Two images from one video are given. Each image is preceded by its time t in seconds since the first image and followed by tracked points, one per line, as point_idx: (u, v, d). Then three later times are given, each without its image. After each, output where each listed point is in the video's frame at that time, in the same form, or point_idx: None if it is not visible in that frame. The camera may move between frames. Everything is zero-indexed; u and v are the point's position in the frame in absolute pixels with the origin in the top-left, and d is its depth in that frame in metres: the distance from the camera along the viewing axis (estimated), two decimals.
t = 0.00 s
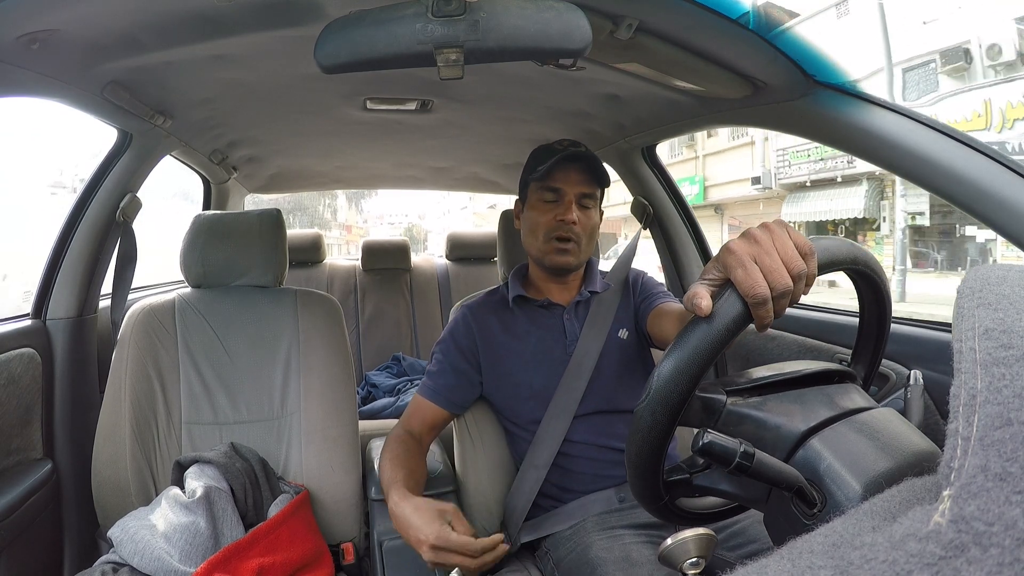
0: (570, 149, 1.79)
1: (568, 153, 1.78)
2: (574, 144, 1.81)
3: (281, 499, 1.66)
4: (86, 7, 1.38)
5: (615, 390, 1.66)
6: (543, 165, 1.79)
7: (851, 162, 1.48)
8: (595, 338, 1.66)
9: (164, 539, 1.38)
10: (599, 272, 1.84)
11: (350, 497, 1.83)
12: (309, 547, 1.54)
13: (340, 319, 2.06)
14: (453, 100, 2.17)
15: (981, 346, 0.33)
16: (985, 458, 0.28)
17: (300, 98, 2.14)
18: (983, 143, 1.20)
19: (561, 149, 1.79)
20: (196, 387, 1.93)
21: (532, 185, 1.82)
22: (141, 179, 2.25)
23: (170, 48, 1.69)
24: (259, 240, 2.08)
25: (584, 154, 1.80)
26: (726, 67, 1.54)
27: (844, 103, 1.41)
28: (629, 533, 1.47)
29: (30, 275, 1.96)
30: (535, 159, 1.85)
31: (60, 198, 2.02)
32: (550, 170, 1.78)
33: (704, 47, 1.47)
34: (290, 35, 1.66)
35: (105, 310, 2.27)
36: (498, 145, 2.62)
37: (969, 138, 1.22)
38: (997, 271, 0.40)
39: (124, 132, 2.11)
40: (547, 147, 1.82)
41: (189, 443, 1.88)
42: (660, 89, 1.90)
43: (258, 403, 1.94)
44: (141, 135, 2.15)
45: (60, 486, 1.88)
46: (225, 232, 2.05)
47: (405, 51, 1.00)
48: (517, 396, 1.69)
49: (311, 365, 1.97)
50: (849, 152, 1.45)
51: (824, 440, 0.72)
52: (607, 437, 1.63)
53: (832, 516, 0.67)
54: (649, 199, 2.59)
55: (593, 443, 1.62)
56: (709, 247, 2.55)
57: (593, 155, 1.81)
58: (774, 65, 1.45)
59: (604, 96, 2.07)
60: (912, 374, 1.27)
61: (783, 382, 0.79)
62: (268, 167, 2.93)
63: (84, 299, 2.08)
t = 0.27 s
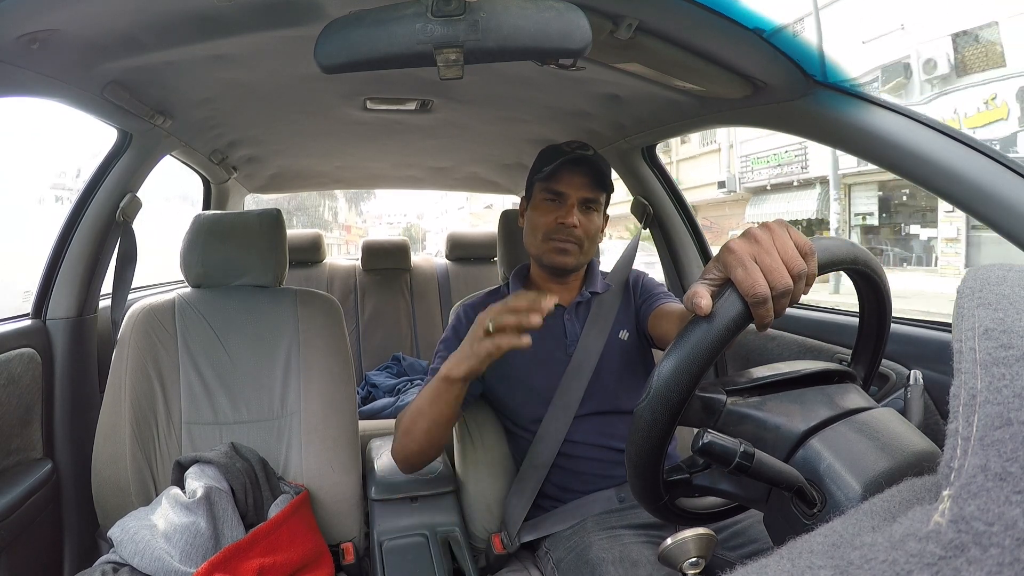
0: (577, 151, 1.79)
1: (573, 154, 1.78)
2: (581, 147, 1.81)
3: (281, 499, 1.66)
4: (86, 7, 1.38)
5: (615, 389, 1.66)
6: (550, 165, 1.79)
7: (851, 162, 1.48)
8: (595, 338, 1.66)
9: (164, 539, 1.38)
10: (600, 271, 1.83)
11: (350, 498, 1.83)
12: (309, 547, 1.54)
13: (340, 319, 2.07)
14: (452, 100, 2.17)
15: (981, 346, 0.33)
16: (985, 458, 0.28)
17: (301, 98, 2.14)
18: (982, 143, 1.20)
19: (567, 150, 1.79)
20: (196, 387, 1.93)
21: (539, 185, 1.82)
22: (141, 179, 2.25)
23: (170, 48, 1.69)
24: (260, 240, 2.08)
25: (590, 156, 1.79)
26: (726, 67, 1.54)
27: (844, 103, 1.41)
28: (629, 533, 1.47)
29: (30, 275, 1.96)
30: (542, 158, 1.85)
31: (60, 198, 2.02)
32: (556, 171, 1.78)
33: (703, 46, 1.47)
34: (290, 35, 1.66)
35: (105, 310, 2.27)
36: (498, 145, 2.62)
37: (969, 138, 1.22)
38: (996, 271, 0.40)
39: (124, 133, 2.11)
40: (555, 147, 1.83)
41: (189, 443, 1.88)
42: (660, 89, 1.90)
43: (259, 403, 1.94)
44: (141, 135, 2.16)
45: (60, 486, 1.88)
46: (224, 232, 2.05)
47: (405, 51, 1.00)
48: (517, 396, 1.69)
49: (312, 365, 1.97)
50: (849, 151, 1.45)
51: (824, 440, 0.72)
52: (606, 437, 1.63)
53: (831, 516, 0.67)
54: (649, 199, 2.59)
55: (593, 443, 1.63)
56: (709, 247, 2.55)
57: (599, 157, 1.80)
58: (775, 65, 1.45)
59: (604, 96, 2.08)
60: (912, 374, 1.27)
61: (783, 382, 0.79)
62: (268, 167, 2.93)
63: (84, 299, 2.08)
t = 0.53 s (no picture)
0: (584, 152, 1.77)
1: (586, 156, 1.76)
2: (585, 146, 1.80)
3: (281, 499, 1.66)
4: (86, 7, 1.38)
5: (615, 390, 1.66)
6: (561, 168, 1.76)
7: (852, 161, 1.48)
8: (596, 338, 1.66)
9: (164, 539, 1.38)
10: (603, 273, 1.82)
11: (350, 498, 1.83)
12: (309, 547, 1.54)
13: (341, 320, 2.07)
14: (452, 100, 2.17)
15: (981, 346, 0.33)
16: (985, 458, 0.28)
17: (301, 98, 2.14)
18: (983, 143, 1.20)
19: (574, 151, 1.77)
20: (196, 387, 1.93)
21: (546, 187, 1.80)
22: (141, 179, 2.25)
23: (170, 49, 1.69)
24: (260, 240, 2.08)
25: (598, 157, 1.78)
26: (726, 67, 1.54)
27: (844, 103, 1.41)
28: (629, 534, 1.47)
29: (30, 275, 1.96)
30: (544, 159, 1.82)
31: (61, 198, 2.02)
32: (569, 174, 1.76)
33: (704, 46, 1.47)
34: (290, 35, 1.66)
35: (105, 310, 2.27)
36: (498, 145, 2.62)
37: (969, 138, 1.22)
38: (996, 271, 0.40)
39: (124, 133, 2.11)
40: (558, 148, 1.80)
41: (189, 443, 1.88)
42: (660, 89, 1.90)
43: (259, 403, 1.94)
44: (141, 135, 2.16)
45: (60, 486, 1.88)
46: (224, 232, 2.05)
47: (405, 50, 1.00)
48: (518, 396, 1.69)
49: (312, 365, 1.98)
50: (850, 151, 1.45)
51: (824, 440, 0.72)
52: (606, 437, 1.63)
53: (831, 516, 0.67)
54: (649, 199, 2.58)
55: (593, 443, 1.63)
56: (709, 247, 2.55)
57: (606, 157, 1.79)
58: (775, 65, 1.45)
59: (604, 96, 2.08)
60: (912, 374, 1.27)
61: (785, 381, 0.79)
62: (268, 168, 2.93)
63: (84, 299, 2.08)
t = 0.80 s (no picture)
0: (559, 151, 1.77)
1: (561, 155, 1.76)
2: (560, 144, 1.79)
3: (281, 499, 1.67)
4: (86, 6, 1.38)
5: (616, 390, 1.66)
6: (537, 171, 1.77)
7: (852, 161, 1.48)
8: (596, 338, 1.66)
9: (164, 539, 1.38)
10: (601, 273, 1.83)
11: (350, 498, 1.83)
12: (308, 547, 1.54)
13: (340, 319, 2.07)
14: (452, 100, 2.17)
15: (981, 346, 0.33)
16: (985, 458, 0.28)
17: (301, 98, 2.14)
18: (982, 143, 1.20)
19: (549, 151, 1.78)
20: (196, 387, 1.93)
21: (527, 193, 1.81)
22: (141, 179, 2.25)
23: (170, 48, 1.69)
24: (259, 239, 2.08)
25: (574, 153, 1.78)
26: (726, 67, 1.54)
27: (844, 103, 1.41)
28: (629, 534, 1.47)
29: (30, 275, 1.96)
30: (523, 164, 1.84)
31: (61, 198, 2.02)
32: (545, 176, 1.77)
33: (704, 46, 1.47)
34: (290, 35, 1.66)
35: (105, 310, 2.27)
36: (498, 145, 2.62)
37: (969, 138, 1.22)
38: (996, 271, 0.40)
39: (124, 132, 2.11)
40: (534, 151, 1.81)
41: (189, 443, 1.88)
42: (660, 89, 1.90)
43: (259, 404, 1.94)
44: (141, 135, 2.16)
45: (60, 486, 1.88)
46: (224, 232, 2.05)
47: (405, 50, 1.00)
48: (518, 396, 1.69)
49: (312, 365, 1.98)
50: (849, 151, 1.45)
51: (824, 440, 0.72)
52: (607, 437, 1.63)
53: (831, 516, 0.67)
54: (649, 199, 2.58)
55: (593, 443, 1.63)
56: (709, 247, 2.55)
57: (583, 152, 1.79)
58: (774, 65, 1.45)
59: (604, 96, 2.08)
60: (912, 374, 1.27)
61: (785, 381, 0.79)
62: (268, 168, 2.93)
63: (84, 299, 2.08)
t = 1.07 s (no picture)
0: (547, 154, 1.79)
1: (543, 159, 1.77)
2: (551, 146, 1.80)
3: (281, 499, 1.67)
4: (86, 7, 1.38)
5: (615, 390, 1.66)
6: (520, 176, 1.78)
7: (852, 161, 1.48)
8: (596, 338, 1.66)
9: (164, 539, 1.38)
10: (598, 271, 1.82)
11: (350, 498, 1.83)
12: (308, 546, 1.54)
13: (340, 319, 2.07)
14: (452, 100, 2.17)
15: (981, 347, 0.33)
16: (985, 458, 0.28)
17: (301, 98, 2.14)
18: (982, 144, 1.20)
19: (538, 154, 1.80)
20: (196, 387, 1.93)
21: (514, 197, 1.81)
22: (141, 179, 2.25)
23: (170, 49, 1.69)
24: (258, 239, 2.08)
25: (559, 157, 1.77)
26: (726, 67, 1.54)
27: (844, 103, 1.41)
28: (629, 534, 1.47)
29: (30, 275, 1.96)
30: (514, 166, 1.85)
31: (61, 198, 2.02)
32: (528, 180, 1.78)
33: (704, 46, 1.47)
34: (290, 35, 1.66)
35: (105, 310, 2.27)
36: (498, 145, 2.62)
37: (969, 138, 1.22)
38: (996, 271, 0.40)
39: (124, 132, 2.11)
40: (525, 154, 1.83)
41: (189, 443, 1.88)
42: (660, 89, 1.90)
43: (259, 403, 1.94)
44: (141, 135, 2.16)
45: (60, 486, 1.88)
46: (224, 232, 2.05)
47: (405, 50, 1.00)
48: (518, 396, 1.69)
49: (311, 366, 1.98)
50: (849, 151, 1.45)
51: (824, 440, 0.72)
52: (606, 437, 1.63)
53: (831, 516, 0.67)
54: (649, 199, 2.58)
55: (593, 443, 1.63)
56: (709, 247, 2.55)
57: (567, 155, 1.78)
58: (774, 65, 1.45)
59: (604, 96, 2.08)
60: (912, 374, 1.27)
61: (786, 381, 0.79)
62: (268, 167, 2.93)
63: (84, 299, 2.08)
